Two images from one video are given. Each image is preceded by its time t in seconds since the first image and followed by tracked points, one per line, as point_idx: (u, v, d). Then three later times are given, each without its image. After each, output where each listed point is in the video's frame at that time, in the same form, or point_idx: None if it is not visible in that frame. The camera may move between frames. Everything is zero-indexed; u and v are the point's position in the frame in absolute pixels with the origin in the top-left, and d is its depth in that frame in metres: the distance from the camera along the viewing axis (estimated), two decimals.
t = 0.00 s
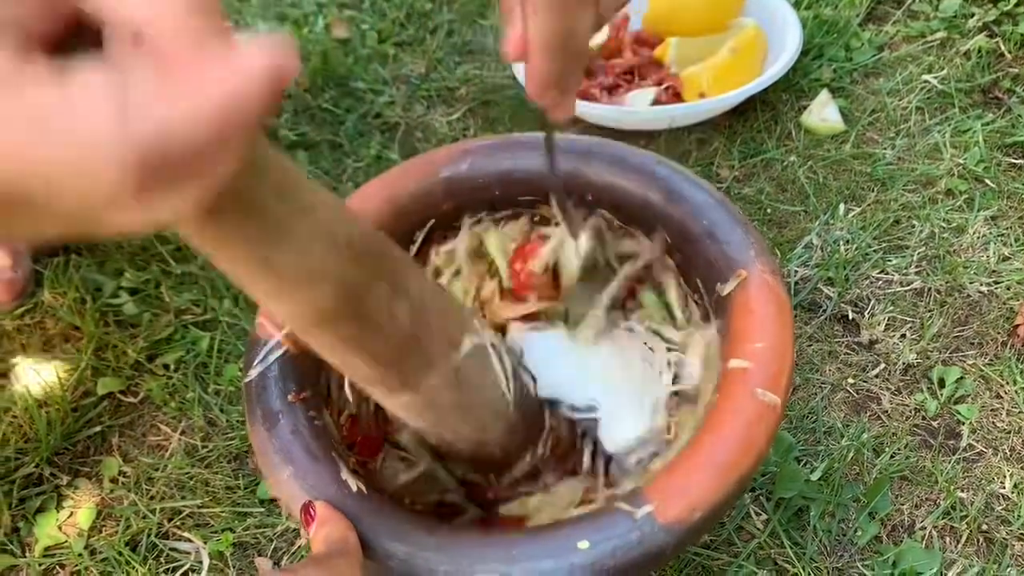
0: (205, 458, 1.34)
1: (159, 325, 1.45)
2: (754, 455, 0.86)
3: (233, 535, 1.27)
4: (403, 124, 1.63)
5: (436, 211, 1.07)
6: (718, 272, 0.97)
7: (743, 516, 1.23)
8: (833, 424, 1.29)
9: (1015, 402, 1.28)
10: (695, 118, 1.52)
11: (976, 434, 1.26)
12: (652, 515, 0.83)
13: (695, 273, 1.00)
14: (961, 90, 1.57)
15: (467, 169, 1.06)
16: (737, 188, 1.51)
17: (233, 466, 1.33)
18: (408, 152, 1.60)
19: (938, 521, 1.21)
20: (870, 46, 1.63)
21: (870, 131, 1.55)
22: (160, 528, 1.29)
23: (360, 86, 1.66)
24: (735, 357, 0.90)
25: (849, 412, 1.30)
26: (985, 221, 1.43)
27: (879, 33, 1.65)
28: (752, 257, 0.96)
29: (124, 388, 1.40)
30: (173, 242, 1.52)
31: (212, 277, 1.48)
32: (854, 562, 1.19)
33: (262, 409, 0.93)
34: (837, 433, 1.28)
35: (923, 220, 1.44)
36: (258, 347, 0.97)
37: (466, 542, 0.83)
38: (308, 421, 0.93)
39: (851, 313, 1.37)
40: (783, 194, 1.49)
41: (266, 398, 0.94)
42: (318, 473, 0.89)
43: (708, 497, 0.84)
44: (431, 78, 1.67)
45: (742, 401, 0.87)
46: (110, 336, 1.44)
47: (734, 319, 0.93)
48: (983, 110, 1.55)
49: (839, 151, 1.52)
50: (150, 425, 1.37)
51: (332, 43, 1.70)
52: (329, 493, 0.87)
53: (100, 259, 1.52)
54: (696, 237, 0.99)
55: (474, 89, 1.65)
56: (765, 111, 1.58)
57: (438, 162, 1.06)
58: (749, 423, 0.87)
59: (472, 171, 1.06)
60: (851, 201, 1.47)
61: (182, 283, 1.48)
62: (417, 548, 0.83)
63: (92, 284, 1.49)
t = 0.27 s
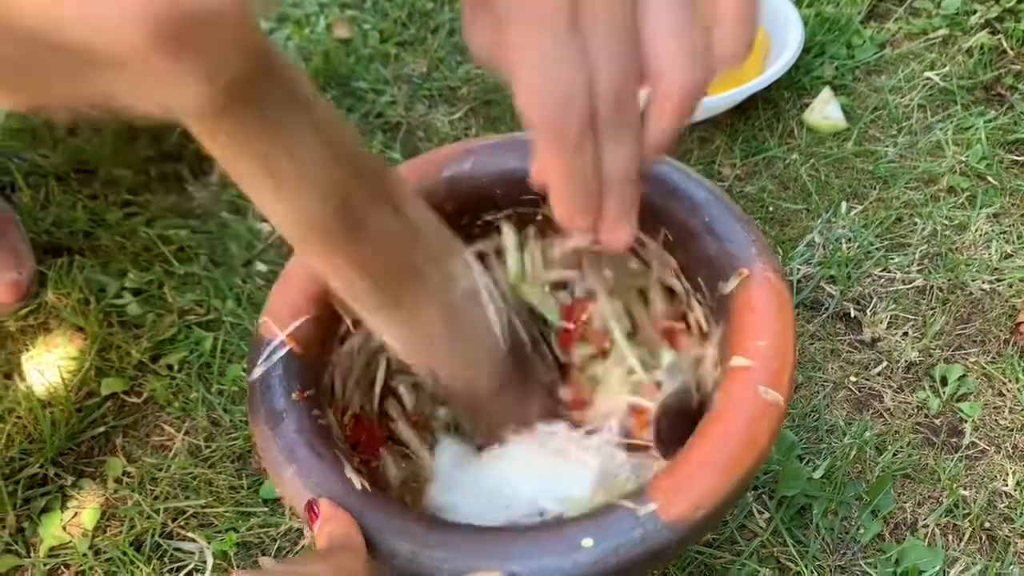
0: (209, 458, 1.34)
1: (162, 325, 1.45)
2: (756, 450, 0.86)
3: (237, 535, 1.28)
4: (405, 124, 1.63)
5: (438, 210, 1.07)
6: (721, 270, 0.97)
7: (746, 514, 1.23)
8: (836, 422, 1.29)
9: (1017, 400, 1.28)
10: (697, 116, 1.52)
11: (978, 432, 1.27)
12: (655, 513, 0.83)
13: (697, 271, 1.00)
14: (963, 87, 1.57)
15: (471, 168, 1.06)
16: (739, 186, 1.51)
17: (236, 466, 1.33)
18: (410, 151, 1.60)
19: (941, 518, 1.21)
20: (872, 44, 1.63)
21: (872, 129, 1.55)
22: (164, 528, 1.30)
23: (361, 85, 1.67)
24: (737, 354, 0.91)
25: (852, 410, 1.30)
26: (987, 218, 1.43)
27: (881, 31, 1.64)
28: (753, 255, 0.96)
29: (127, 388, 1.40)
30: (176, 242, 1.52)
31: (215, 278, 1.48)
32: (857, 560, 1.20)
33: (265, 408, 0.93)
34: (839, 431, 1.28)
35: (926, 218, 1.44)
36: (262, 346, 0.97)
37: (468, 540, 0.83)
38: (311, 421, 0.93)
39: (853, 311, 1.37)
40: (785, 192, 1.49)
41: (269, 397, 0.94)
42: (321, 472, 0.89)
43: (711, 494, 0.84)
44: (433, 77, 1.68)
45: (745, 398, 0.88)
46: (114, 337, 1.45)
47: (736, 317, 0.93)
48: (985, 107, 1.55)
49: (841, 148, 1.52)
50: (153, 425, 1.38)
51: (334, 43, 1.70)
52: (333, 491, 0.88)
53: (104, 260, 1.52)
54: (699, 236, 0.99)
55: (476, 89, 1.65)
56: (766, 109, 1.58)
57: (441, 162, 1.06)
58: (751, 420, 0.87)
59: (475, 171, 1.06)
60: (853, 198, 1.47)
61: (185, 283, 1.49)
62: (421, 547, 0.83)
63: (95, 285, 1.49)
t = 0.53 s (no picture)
0: (211, 456, 1.35)
1: (165, 324, 1.45)
2: (754, 453, 0.86)
3: (239, 534, 1.28)
4: (406, 122, 1.63)
5: (438, 210, 1.07)
6: (720, 269, 0.97)
7: (748, 512, 1.23)
8: (838, 419, 1.28)
9: (1020, 396, 1.28)
10: (699, 114, 1.52)
11: (981, 429, 1.26)
12: (653, 515, 0.83)
13: (697, 270, 1.00)
14: (966, 83, 1.57)
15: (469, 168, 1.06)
16: (741, 184, 1.50)
17: (239, 464, 1.33)
18: (412, 149, 1.60)
19: (943, 516, 1.21)
20: (874, 40, 1.63)
21: (874, 125, 1.54)
22: (167, 527, 1.30)
23: (363, 84, 1.67)
24: (735, 356, 0.91)
25: (854, 407, 1.29)
26: (989, 215, 1.42)
27: (883, 27, 1.64)
28: (752, 255, 0.96)
29: (130, 387, 1.41)
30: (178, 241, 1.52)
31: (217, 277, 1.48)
32: (859, 558, 1.20)
33: (264, 411, 0.93)
34: (841, 429, 1.28)
35: (928, 215, 1.43)
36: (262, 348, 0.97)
37: (467, 541, 0.84)
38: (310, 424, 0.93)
39: (855, 309, 1.37)
40: (787, 190, 1.49)
41: (268, 400, 0.94)
42: (319, 476, 0.89)
43: (709, 495, 0.84)
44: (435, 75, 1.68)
45: (743, 400, 0.87)
46: (116, 336, 1.45)
47: (734, 318, 0.93)
48: (987, 104, 1.55)
49: (843, 145, 1.52)
50: (157, 424, 1.38)
51: (336, 42, 1.70)
52: (330, 495, 0.88)
53: (106, 259, 1.52)
54: (698, 235, 0.99)
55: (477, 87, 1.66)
56: (768, 106, 1.58)
57: (439, 162, 1.06)
58: (750, 422, 0.87)
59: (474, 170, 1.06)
60: (855, 195, 1.47)
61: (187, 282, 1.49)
62: (419, 550, 0.83)
63: (98, 284, 1.50)
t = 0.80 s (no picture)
0: (215, 453, 1.35)
1: (168, 321, 1.45)
2: (761, 448, 0.86)
3: (243, 530, 1.28)
4: (409, 118, 1.63)
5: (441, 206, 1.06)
6: (725, 264, 0.97)
7: (752, 508, 1.23)
8: (842, 415, 1.28)
9: None
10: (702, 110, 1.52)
11: (985, 425, 1.26)
12: (659, 510, 0.83)
13: (700, 265, 1.00)
14: (969, 79, 1.57)
15: (472, 165, 1.05)
16: (744, 180, 1.50)
17: (243, 461, 1.34)
18: (414, 145, 1.60)
19: (948, 511, 1.21)
20: (877, 35, 1.62)
21: (878, 121, 1.54)
22: (171, 524, 1.30)
23: (366, 80, 1.67)
24: (741, 351, 0.90)
25: (858, 403, 1.29)
26: (994, 210, 1.42)
27: (887, 22, 1.64)
28: (757, 251, 0.96)
29: (133, 384, 1.41)
30: (181, 238, 1.52)
31: (220, 273, 1.48)
32: (863, 554, 1.20)
33: (270, 407, 0.93)
34: (845, 425, 1.28)
35: (932, 210, 1.43)
36: (267, 344, 0.97)
37: (471, 537, 0.83)
38: (315, 420, 0.93)
39: (859, 304, 1.37)
40: (791, 185, 1.49)
41: (273, 396, 0.94)
42: (323, 471, 0.89)
43: (716, 491, 0.84)
44: (437, 71, 1.67)
45: (749, 395, 0.87)
46: (120, 333, 1.45)
47: (739, 313, 0.93)
48: (991, 99, 1.54)
49: (846, 141, 1.52)
50: (160, 421, 1.38)
51: (338, 38, 1.70)
52: (337, 489, 0.87)
53: (109, 256, 1.52)
54: (702, 231, 0.99)
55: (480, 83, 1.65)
56: (772, 102, 1.58)
57: (441, 159, 1.05)
58: (756, 417, 0.87)
59: (478, 165, 1.05)
60: (858, 191, 1.47)
61: (190, 279, 1.49)
62: (425, 545, 0.83)
63: (101, 281, 1.50)
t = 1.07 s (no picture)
0: (215, 453, 1.34)
1: (168, 321, 1.45)
2: (763, 449, 0.86)
3: (243, 531, 1.28)
4: (409, 118, 1.63)
5: (442, 206, 1.04)
6: (726, 264, 0.96)
7: (754, 509, 1.23)
8: (845, 416, 1.28)
9: None
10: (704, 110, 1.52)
11: (989, 427, 1.26)
12: (661, 511, 0.83)
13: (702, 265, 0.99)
14: (973, 78, 1.56)
15: (473, 165, 1.03)
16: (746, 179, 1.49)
17: (243, 462, 1.33)
18: (415, 145, 1.60)
19: (951, 513, 1.20)
20: (880, 34, 1.62)
21: (880, 120, 1.53)
22: (171, 525, 1.30)
23: (366, 79, 1.66)
24: (743, 351, 0.90)
25: (861, 404, 1.29)
26: (997, 211, 1.42)
27: (889, 21, 1.63)
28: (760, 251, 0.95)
29: (133, 384, 1.40)
30: (181, 237, 1.51)
31: (220, 273, 1.47)
32: (866, 556, 1.19)
33: (270, 408, 0.93)
34: (848, 426, 1.27)
35: (935, 210, 1.42)
36: (266, 345, 0.96)
37: (472, 538, 0.83)
38: (316, 421, 0.92)
39: (862, 305, 1.36)
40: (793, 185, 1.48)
41: (273, 397, 0.93)
42: (323, 473, 0.88)
43: (719, 493, 0.83)
44: (438, 70, 1.67)
45: (751, 396, 0.87)
46: (119, 333, 1.44)
47: (742, 313, 0.92)
48: (994, 99, 1.54)
49: (849, 140, 1.51)
50: (160, 422, 1.38)
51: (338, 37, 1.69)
52: (337, 491, 0.87)
53: (109, 255, 1.51)
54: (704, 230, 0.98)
55: (481, 82, 1.65)
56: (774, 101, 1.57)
57: (442, 158, 1.03)
58: (759, 418, 0.86)
59: (479, 166, 1.03)
60: (861, 191, 1.46)
61: (190, 279, 1.48)
62: (426, 547, 0.82)
63: (100, 281, 1.49)
